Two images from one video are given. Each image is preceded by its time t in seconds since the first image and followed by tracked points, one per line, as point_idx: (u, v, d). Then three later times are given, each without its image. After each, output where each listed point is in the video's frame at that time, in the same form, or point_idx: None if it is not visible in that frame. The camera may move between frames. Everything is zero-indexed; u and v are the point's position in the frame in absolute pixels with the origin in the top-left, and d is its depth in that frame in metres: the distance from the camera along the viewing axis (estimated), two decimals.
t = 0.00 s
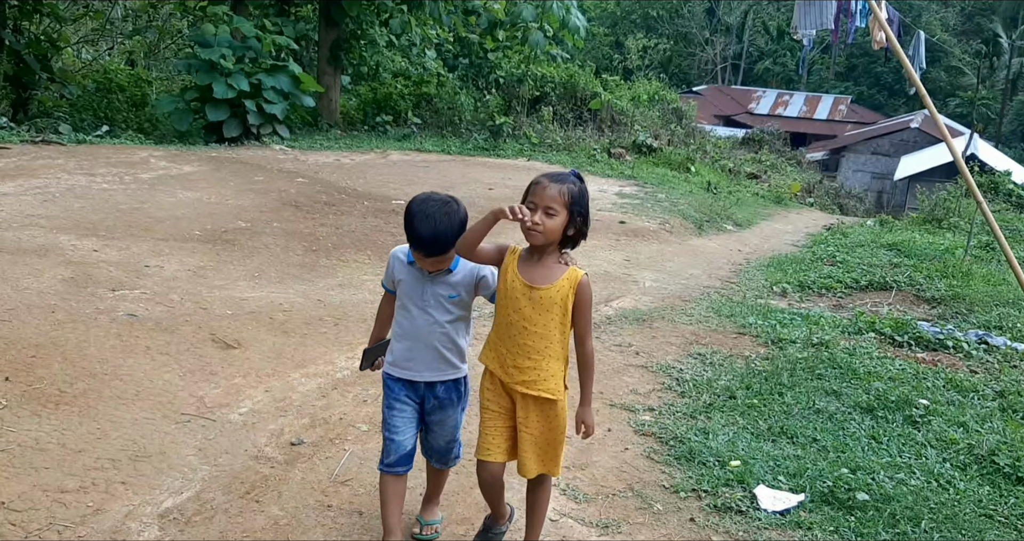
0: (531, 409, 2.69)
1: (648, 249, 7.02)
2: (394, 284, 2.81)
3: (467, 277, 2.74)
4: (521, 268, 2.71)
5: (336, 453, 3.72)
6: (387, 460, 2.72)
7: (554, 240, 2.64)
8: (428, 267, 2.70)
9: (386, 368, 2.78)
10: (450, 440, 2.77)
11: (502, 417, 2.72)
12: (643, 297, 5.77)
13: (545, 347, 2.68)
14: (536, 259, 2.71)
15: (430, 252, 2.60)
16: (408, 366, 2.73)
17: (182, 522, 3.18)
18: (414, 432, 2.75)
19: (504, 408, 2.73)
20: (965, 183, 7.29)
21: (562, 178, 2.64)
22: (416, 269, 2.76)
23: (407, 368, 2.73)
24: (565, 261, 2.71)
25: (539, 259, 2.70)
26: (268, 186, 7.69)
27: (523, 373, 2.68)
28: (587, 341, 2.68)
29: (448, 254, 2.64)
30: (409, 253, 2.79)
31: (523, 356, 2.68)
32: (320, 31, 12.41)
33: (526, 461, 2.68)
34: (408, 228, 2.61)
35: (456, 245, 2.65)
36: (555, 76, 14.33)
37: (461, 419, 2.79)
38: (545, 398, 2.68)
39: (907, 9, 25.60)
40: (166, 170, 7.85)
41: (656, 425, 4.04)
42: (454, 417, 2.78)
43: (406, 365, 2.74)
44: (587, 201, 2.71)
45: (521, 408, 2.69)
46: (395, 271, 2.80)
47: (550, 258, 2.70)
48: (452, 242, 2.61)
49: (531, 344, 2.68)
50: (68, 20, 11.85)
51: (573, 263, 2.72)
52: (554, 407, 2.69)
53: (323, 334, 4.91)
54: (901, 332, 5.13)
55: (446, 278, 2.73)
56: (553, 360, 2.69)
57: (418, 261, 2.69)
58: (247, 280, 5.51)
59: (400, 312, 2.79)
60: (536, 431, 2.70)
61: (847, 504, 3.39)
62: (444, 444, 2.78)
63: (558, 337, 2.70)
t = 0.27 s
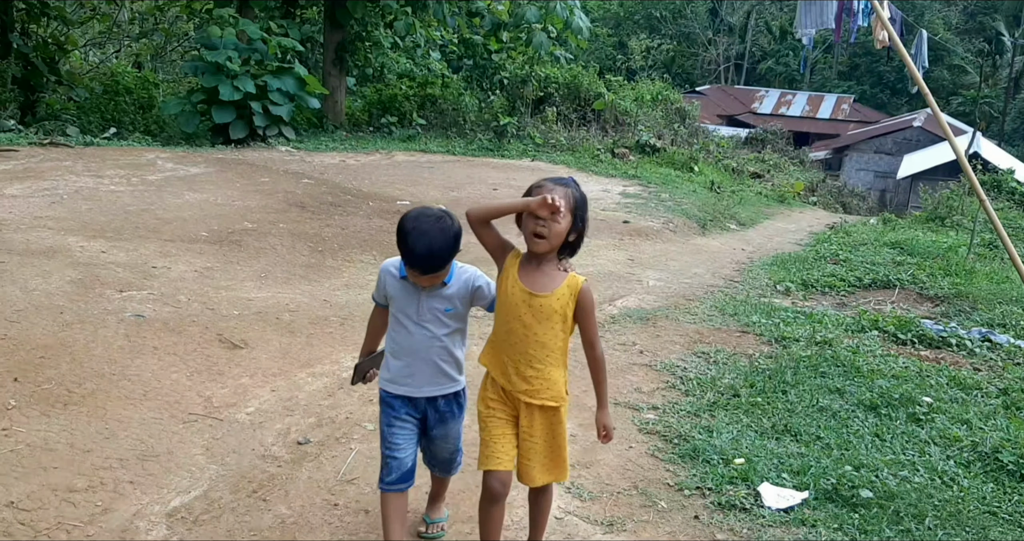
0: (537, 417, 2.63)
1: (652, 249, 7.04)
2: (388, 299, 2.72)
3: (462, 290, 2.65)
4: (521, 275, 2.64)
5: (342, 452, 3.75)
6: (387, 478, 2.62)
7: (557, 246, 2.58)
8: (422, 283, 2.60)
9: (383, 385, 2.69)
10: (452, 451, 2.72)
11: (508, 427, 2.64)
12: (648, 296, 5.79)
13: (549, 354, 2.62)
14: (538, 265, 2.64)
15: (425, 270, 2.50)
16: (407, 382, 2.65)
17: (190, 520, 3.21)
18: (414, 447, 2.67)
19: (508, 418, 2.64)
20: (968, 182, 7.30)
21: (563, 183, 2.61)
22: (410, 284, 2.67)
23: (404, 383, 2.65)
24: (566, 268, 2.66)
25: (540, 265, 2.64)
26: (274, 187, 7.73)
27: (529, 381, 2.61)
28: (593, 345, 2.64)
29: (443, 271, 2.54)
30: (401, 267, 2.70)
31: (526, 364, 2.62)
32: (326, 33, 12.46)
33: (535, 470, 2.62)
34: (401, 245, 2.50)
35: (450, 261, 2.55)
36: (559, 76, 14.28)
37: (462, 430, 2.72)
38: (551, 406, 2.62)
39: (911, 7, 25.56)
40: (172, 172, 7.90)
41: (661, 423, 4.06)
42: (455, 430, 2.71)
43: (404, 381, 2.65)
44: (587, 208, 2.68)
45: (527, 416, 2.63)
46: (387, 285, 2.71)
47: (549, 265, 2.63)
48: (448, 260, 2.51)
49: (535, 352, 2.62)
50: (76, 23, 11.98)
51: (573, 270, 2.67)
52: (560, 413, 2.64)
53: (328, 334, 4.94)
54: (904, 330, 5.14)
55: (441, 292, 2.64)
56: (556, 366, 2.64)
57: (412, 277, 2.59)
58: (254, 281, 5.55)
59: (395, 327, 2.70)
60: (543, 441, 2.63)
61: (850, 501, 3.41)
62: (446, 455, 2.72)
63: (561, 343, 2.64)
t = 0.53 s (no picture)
0: (533, 431, 2.58)
1: (653, 247, 7.03)
2: (375, 302, 2.66)
3: (453, 292, 2.60)
4: (513, 284, 2.58)
5: (343, 451, 3.75)
6: (379, 484, 2.60)
7: (554, 254, 2.51)
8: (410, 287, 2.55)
9: (370, 390, 2.63)
10: (441, 457, 2.68)
11: (505, 443, 2.59)
12: (649, 294, 5.79)
13: (543, 367, 2.57)
14: (531, 275, 2.58)
15: (414, 274, 2.45)
16: (396, 387, 2.60)
17: (192, 520, 3.21)
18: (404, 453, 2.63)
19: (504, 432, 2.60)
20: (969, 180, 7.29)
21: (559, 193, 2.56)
22: (399, 287, 2.61)
23: (392, 389, 2.60)
24: (558, 277, 2.60)
25: (533, 273, 2.57)
26: (275, 186, 7.73)
27: (524, 396, 2.56)
28: (584, 357, 2.58)
29: (432, 275, 2.49)
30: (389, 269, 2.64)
31: (518, 377, 2.56)
32: (326, 32, 12.47)
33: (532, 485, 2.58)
34: (389, 251, 2.45)
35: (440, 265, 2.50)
36: (560, 75, 14.34)
37: (452, 435, 2.69)
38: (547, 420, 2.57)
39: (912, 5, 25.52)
40: (173, 172, 7.90)
41: (662, 421, 4.06)
42: (445, 434, 2.67)
43: (394, 387, 2.60)
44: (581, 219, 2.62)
45: (524, 432, 2.57)
46: (374, 288, 2.65)
47: (541, 274, 2.57)
48: (437, 263, 2.46)
49: (528, 365, 2.56)
50: (76, 23, 11.96)
51: (565, 279, 2.61)
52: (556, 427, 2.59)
53: (329, 333, 4.94)
54: (906, 328, 5.14)
55: (431, 294, 2.59)
56: (551, 378, 2.58)
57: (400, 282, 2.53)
58: (255, 280, 5.55)
59: (383, 330, 2.65)
60: (540, 454, 2.59)
61: (852, 499, 3.41)
62: (435, 463, 2.68)
63: (555, 355, 2.58)
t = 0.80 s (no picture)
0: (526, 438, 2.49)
1: (659, 244, 7.02)
2: (368, 302, 2.58)
3: (449, 289, 2.53)
4: (511, 281, 2.49)
5: (349, 447, 3.75)
6: (380, 488, 2.56)
7: (557, 255, 2.46)
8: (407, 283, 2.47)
9: (369, 394, 2.56)
10: (437, 464, 2.55)
11: (499, 448, 2.51)
12: (655, 291, 5.78)
13: (539, 371, 2.48)
14: (529, 274, 2.49)
15: (413, 268, 2.38)
16: (394, 390, 2.52)
17: (198, 516, 3.22)
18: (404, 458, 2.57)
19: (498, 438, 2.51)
20: (977, 175, 7.27)
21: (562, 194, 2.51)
22: (394, 285, 2.53)
23: (389, 391, 2.52)
24: (554, 278, 2.53)
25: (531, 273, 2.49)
26: (281, 183, 7.73)
27: (519, 400, 2.47)
28: (568, 363, 2.52)
29: (430, 270, 2.42)
30: (382, 267, 2.56)
31: (512, 380, 2.48)
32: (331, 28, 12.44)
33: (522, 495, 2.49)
34: (386, 244, 2.38)
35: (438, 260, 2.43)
36: (566, 71, 14.37)
37: (450, 439, 2.58)
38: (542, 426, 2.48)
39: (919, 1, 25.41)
40: (179, 168, 7.91)
41: (669, 418, 4.05)
42: (442, 440, 2.56)
43: (391, 390, 2.52)
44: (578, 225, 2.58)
45: (520, 437, 2.48)
46: (367, 287, 2.57)
47: (539, 274, 2.49)
48: (436, 258, 2.39)
49: (525, 368, 2.47)
50: (82, 20, 11.96)
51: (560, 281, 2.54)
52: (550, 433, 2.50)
53: (336, 329, 4.94)
54: (913, 325, 5.12)
55: (428, 292, 2.51)
56: (547, 382, 2.50)
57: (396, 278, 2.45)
58: (261, 277, 5.55)
59: (378, 332, 2.56)
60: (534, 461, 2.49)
61: (859, 497, 3.40)
62: (435, 473, 2.55)
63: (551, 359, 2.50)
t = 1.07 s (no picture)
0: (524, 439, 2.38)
1: (668, 238, 6.97)
2: (364, 304, 2.50)
3: (448, 286, 2.47)
4: (514, 276, 2.38)
5: (355, 443, 3.73)
6: (380, 491, 2.55)
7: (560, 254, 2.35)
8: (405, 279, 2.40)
9: (367, 398, 2.50)
10: (429, 469, 2.48)
11: (497, 447, 2.43)
12: (663, 286, 5.73)
13: (539, 368, 2.38)
14: (531, 270, 2.38)
15: (411, 257, 2.31)
16: (392, 393, 2.46)
17: (203, 511, 3.20)
18: (400, 462, 2.52)
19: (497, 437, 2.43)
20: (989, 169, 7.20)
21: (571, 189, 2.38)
22: (390, 284, 2.46)
23: (388, 394, 2.46)
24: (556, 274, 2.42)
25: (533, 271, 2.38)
26: (286, 177, 7.70)
27: (517, 399, 2.37)
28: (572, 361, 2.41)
29: (428, 261, 2.35)
30: (379, 266, 2.49)
31: (511, 378, 2.38)
32: (337, 21, 12.39)
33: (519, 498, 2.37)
34: (384, 231, 2.30)
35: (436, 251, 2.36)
36: (573, 64, 14.29)
37: (446, 442, 2.51)
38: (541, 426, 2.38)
39: None
40: (184, 162, 7.88)
41: (677, 414, 4.01)
42: (436, 443, 2.49)
43: (389, 393, 2.46)
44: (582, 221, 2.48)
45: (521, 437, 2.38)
46: (363, 288, 2.50)
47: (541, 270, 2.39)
48: (435, 248, 2.32)
49: (524, 366, 2.37)
50: (86, 13, 11.90)
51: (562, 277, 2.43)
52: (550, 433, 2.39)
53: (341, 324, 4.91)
54: (924, 320, 5.07)
55: (426, 290, 2.45)
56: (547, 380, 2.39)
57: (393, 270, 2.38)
58: (266, 271, 5.52)
59: (375, 333, 2.49)
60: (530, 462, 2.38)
61: (869, 493, 3.37)
62: (426, 475, 2.48)
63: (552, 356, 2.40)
